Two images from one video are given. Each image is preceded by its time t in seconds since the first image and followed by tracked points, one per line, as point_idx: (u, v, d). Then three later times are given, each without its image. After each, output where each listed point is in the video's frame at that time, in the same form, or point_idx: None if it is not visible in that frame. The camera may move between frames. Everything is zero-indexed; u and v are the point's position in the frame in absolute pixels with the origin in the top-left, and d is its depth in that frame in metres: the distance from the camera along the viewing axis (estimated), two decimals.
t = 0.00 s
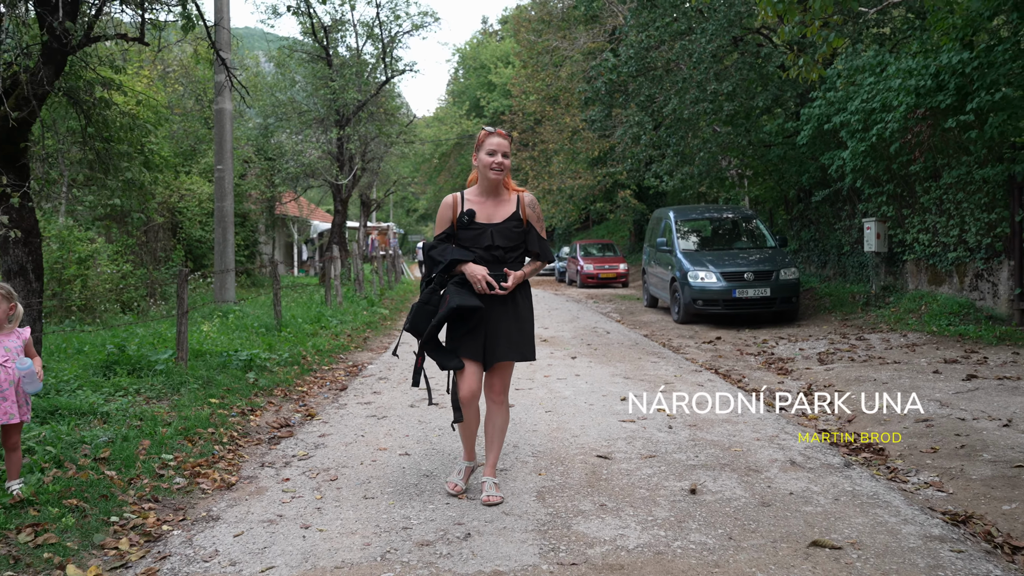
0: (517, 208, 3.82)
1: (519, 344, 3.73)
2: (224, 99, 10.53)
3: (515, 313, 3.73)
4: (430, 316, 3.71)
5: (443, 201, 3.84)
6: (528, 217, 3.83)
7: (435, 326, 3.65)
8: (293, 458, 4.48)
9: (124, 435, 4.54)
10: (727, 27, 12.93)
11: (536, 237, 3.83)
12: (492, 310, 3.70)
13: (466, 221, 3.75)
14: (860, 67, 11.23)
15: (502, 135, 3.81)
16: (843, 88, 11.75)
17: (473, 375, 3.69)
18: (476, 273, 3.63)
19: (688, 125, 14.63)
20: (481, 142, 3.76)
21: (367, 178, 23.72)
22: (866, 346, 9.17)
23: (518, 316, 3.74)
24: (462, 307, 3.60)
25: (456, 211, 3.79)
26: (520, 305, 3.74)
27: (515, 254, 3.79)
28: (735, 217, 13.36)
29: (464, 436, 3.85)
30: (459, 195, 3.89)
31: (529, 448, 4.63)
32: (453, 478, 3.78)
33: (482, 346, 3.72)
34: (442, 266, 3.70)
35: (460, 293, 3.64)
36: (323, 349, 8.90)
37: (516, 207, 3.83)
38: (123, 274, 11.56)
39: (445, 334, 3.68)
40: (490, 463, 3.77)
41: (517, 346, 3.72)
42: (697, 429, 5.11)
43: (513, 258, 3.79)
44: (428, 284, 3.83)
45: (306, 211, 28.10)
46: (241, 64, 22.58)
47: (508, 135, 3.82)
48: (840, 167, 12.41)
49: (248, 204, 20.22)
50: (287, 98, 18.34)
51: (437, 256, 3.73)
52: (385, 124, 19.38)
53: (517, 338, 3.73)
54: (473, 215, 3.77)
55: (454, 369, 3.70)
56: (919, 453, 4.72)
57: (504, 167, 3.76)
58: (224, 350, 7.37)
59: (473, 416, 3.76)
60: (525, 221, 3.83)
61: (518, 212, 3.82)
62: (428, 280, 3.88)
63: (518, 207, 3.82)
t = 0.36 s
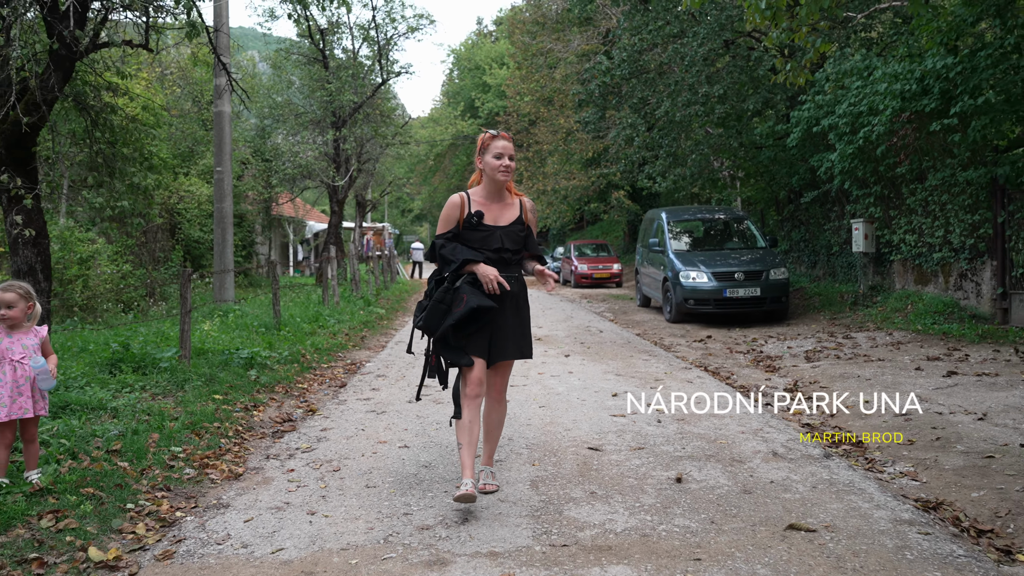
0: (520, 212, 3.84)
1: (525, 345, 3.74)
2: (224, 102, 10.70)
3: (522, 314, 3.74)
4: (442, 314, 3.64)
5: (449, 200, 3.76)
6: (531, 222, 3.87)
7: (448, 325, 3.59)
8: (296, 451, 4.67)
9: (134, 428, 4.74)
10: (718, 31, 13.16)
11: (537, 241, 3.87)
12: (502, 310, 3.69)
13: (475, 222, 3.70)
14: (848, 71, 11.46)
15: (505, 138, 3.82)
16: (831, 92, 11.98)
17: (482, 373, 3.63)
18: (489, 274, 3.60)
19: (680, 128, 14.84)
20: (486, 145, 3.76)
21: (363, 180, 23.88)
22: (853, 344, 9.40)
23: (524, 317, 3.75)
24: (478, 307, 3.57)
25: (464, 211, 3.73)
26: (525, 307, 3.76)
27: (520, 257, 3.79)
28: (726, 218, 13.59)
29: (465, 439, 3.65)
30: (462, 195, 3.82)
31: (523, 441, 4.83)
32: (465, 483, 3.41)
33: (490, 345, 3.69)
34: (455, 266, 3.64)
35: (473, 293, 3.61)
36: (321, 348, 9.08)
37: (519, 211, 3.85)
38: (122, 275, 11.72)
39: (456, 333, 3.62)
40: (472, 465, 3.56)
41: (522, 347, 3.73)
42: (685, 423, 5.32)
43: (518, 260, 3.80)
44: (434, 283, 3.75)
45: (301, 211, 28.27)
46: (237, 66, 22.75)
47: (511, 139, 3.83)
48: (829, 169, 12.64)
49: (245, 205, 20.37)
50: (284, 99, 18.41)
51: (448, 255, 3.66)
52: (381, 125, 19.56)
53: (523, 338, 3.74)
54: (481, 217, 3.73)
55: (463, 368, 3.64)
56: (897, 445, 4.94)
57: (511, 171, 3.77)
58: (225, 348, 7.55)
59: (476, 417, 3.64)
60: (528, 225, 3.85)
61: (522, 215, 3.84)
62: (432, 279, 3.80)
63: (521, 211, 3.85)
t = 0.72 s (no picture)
0: (514, 212, 3.85)
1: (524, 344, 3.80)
2: (223, 104, 10.86)
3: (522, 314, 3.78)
4: (451, 322, 3.60)
5: (447, 202, 3.69)
6: (523, 221, 3.90)
7: (460, 333, 3.55)
8: (299, 442, 4.85)
9: (143, 421, 4.91)
10: (711, 33, 13.33)
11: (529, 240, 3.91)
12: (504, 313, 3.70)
13: (476, 224, 3.67)
14: (838, 73, 11.66)
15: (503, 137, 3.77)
16: (821, 94, 12.18)
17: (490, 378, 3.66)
18: (493, 277, 3.59)
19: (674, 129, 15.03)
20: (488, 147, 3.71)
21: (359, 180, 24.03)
22: (841, 341, 9.61)
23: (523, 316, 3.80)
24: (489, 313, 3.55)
25: (463, 213, 3.68)
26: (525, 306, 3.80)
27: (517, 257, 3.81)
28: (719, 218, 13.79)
29: (474, 443, 3.68)
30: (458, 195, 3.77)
31: (518, 433, 5.02)
32: (482, 494, 3.48)
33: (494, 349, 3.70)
34: (461, 271, 3.59)
35: (482, 299, 3.59)
36: (320, 345, 9.24)
37: (513, 210, 3.87)
38: (122, 274, 11.86)
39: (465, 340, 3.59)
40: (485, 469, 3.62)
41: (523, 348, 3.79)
42: (675, 416, 5.51)
43: (514, 260, 3.82)
44: (437, 288, 3.68)
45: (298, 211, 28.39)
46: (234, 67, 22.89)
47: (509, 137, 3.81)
48: (819, 169, 12.84)
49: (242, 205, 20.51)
50: (282, 101, 18.57)
51: (453, 259, 3.61)
52: (377, 126, 19.72)
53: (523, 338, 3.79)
54: (481, 218, 3.70)
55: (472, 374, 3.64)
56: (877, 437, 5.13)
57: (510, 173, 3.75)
58: (227, 346, 7.72)
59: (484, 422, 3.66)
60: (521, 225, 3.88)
61: (516, 214, 3.86)
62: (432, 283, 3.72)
63: (514, 211, 3.86)
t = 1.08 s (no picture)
0: (514, 208, 3.86)
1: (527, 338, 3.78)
2: (223, 105, 11.01)
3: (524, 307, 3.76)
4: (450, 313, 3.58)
5: (446, 195, 3.71)
6: (523, 218, 3.90)
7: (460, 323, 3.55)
8: (302, 434, 5.00)
9: (150, 413, 5.06)
10: (705, 35, 13.48)
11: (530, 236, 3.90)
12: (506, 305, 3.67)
13: (474, 215, 3.68)
14: (830, 75, 11.82)
15: (500, 133, 3.78)
16: (813, 95, 12.34)
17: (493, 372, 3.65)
18: (490, 267, 3.57)
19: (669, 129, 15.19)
20: (481, 141, 3.72)
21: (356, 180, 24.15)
22: (832, 339, 9.78)
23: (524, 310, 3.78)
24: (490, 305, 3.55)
25: (462, 205, 3.69)
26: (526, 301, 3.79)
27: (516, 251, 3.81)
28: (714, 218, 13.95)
29: (473, 437, 3.80)
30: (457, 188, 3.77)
31: (515, 425, 5.17)
32: (482, 484, 3.62)
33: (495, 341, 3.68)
34: (459, 259, 3.58)
35: (483, 290, 3.58)
36: (319, 343, 9.38)
37: (512, 206, 3.87)
38: (122, 272, 11.97)
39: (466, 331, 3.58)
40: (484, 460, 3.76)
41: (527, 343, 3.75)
42: (667, 410, 5.66)
43: (516, 254, 3.81)
44: (437, 279, 3.68)
45: (295, 211, 28.53)
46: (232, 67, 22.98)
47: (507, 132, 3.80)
48: (811, 169, 13.02)
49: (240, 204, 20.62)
50: (281, 101, 18.71)
51: (450, 248, 3.60)
52: (375, 126, 19.86)
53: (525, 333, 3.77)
54: (480, 210, 3.70)
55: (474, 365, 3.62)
56: (863, 429, 5.30)
57: (506, 167, 3.75)
58: (228, 342, 7.85)
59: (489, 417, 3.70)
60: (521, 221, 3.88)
61: (516, 210, 3.86)
62: (433, 274, 3.72)
63: (514, 208, 3.87)
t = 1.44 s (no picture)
0: (523, 206, 3.81)
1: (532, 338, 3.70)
2: (224, 105, 11.15)
3: (527, 307, 3.70)
4: (447, 314, 3.61)
5: (451, 195, 3.75)
6: (533, 216, 3.84)
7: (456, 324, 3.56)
8: (306, 428, 5.14)
9: (158, 408, 5.20)
10: (700, 36, 13.63)
11: (540, 234, 3.83)
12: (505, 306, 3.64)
13: (477, 215, 3.68)
14: (823, 77, 11.99)
15: (506, 131, 3.76)
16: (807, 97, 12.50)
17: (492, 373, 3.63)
18: (487, 268, 3.55)
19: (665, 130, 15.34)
20: (485, 140, 3.73)
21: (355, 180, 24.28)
22: (824, 337, 9.94)
23: (529, 310, 3.72)
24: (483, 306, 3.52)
25: (465, 205, 3.71)
26: (530, 301, 3.72)
27: (522, 251, 3.76)
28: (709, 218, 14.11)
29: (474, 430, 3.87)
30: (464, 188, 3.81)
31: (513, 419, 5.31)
32: (479, 476, 3.75)
33: (496, 341, 3.66)
34: (455, 261, 3.59)
35: (478, 291, 3.57)
36: (320, 340, 9.51)
37: (522, 205, 3.83)
38: (123, 271, 12.08)
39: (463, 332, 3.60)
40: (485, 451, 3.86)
41: (529, 343, 3.67)
42: (662, 405, 5.81)
43: (521, 253, 3.76)
44: (437, 280, 3.71)
45: (294, 211, 28.66)
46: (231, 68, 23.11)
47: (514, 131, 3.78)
48: (805, 170, 13.18)
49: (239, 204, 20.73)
50: (281, 101, 18.83)
51: (447, 249, 3.63)
52: (373, 126, 20.01)
53: (529, 332, 3.69)
54: (483, 210, 3.70)
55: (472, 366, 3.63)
56: (851, 423, 5.45)
57: (510, 165, 3.73)
58: (231, 340, 7.99)
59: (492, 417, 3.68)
60: (530, 219, 3.83)
61: (524, 210, 3.82)
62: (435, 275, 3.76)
63: (523, 206, 3.82)
